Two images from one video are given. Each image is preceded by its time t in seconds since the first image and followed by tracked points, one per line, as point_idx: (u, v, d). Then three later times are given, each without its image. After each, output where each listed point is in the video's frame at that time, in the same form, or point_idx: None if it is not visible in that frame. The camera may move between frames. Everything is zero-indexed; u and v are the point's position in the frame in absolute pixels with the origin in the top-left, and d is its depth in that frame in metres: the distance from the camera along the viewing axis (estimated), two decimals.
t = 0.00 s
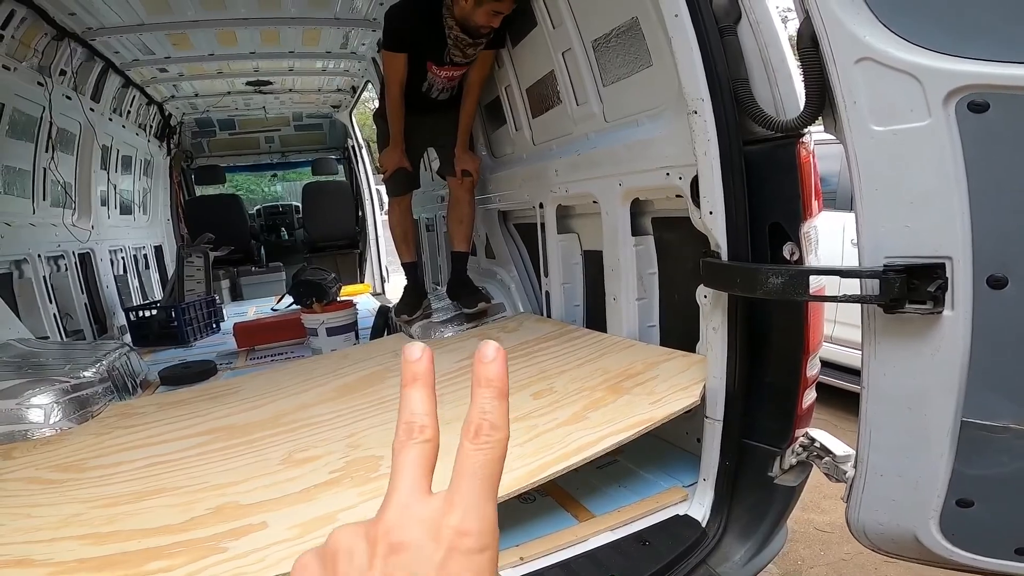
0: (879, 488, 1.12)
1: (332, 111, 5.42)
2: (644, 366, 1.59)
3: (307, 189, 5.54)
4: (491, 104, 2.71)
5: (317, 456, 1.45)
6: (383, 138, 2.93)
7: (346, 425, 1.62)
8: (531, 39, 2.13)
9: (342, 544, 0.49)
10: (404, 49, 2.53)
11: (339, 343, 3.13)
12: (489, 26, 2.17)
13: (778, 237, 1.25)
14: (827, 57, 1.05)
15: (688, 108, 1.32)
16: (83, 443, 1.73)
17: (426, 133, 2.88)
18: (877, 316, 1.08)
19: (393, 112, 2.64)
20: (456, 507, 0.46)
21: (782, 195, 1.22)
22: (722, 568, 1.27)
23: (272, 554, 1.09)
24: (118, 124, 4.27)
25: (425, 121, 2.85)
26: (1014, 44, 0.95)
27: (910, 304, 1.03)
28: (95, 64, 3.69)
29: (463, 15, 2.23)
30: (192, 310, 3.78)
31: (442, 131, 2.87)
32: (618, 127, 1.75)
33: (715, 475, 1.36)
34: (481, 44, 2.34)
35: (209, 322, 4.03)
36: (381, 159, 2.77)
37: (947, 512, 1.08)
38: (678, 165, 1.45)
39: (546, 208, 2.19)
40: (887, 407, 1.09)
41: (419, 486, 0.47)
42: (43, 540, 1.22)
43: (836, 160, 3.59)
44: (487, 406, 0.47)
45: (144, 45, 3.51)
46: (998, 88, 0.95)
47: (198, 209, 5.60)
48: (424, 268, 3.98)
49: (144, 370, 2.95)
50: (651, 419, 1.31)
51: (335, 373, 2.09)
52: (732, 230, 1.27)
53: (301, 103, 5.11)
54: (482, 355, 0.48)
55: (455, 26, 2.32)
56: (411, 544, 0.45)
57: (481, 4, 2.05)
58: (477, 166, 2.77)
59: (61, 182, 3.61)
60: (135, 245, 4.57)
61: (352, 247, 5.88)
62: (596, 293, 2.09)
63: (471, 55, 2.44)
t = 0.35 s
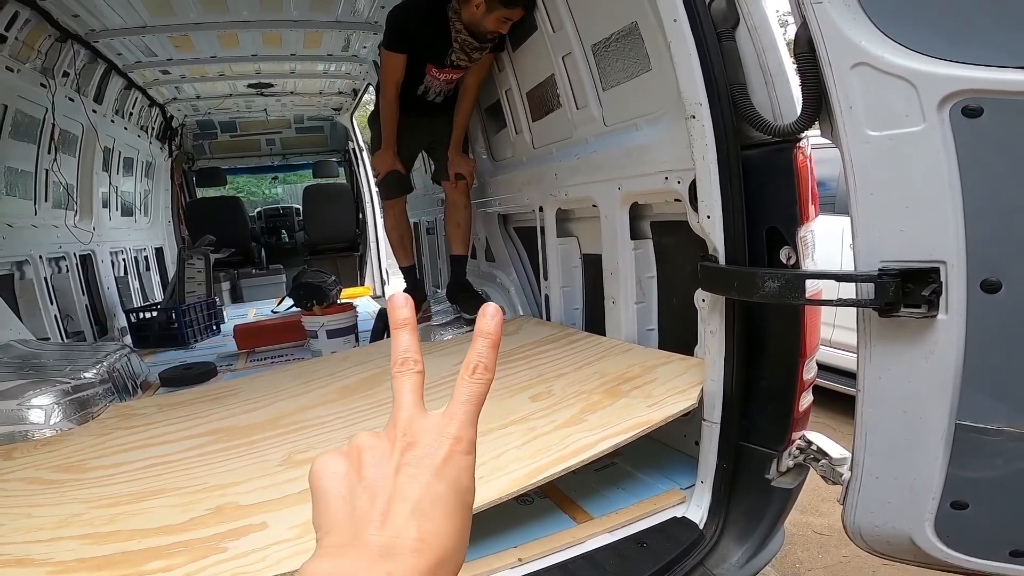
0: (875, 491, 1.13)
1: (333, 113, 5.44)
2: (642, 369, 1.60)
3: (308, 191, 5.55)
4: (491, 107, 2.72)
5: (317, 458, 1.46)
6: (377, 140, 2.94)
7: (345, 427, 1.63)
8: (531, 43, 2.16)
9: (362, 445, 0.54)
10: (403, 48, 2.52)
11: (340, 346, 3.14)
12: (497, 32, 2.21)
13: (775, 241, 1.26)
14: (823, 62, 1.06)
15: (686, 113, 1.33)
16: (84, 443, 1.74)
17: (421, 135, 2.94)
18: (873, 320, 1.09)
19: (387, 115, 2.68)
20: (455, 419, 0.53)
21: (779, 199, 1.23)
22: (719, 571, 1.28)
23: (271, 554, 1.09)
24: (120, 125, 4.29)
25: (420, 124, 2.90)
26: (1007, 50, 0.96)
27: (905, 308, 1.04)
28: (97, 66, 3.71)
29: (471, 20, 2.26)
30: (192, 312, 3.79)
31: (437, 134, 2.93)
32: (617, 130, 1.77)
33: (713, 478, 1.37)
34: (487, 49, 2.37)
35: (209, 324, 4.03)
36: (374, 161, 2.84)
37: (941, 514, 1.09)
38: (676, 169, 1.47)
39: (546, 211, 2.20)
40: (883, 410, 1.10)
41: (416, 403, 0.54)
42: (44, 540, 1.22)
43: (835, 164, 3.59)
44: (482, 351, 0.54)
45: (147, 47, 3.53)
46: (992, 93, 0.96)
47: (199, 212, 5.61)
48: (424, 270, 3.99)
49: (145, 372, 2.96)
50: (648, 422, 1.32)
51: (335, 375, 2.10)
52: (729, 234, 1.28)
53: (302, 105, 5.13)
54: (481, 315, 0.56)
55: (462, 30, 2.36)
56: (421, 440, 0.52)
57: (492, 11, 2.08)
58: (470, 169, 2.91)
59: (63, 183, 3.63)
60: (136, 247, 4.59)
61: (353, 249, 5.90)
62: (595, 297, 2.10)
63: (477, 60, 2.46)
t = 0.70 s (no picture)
0: (874, 495, 1.13)
1: (336, 116, 5.46)
2: (643, 373, 1.60)
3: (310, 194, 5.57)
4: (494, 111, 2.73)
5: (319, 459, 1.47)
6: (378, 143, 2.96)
7: (347, 429, 1.64)
8: (533, 48, 2.17)
9: (366, 437, 0.54)
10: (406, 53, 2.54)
11: (341, 348, 3.15)
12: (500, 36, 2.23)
13: (776, 246, 1.26)
14: (824, 68, 1.07)
15: (688, 118, 1.34)
16: (86, 444, 1.74)
17: (422, 139, 2.95)
18: (873, 325, 1.09)
19: (390, 118, 2.68)
20: (459, 413, 0.53)
21: (780, 205, 1.24)
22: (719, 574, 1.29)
23: (273, 555, 1.10)
24: (124, 127, 4.30)
25: (422, 127, 2.91)
26: (1006, 58, 0.97)
27: (905, 314, 1.04)
28: (102, 68, 3.73)
29: (476, 23, 2.27)
30: (194, 313, 3.80)
31: (438, 137, 2.94)
32: (619, 135, 1.78)
33: (713, 481, 1.38)
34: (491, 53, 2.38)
35: (210, 326, 4.04)
36: (375, 166, 2.85)
37: (940, 518, 1.09)
38: (678, 174, 1.48)
39: (548, 215, 2.21)
40: (882, 414, 1.10)
41: (419, 396, 0.55)
42: (46, 540, 1.23)
43: (836, 168, 3.61)
44: (487, 346, 0.54)
45: (151, 49, 3.55)
46: (991, 100, 0.97)
47: (201, 214, 5.63)
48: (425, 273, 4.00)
49: (147, 373, 2.97)
50: (650, 425, 1.33)
51: (337, 378, 2.10)
52: (731, 239, 1.29)
53: (305, 108, 5.15)
54: (486, 308, 0.56)
55: (467, 33, 2.37)
56: (426, 435, 0.53)
57: (497, 13, 2.10)
58: (472, 173, 2.94)
59: (67, 184, 3.65)
60: (139, 248, 4.60)
61: (354, 252, 5.91)
62: (596, 300, 2.11)
63: (481, 63, 2.46)
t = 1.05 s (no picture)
0: (874, 492, 1.14)
1: (336, 115, 5.46)
2: (644, 371, 1.60)
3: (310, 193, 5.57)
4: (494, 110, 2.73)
5: (319, 458, 1.47)
6: (377, 141, 2.96)
7: (347, 427, 1.64)
8: (533, 47, 2.18)
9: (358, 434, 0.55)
10: (408, 53, 2.53)
11: (342, 347, 3.15)
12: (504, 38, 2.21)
13: (776, 244, 1.26)
14: (824, 66, 1.07)
15: (688, 116, 1.34)
16: (87, 442, 1.75)
17: (422, 138, 2.96)
18: (873, 323, 1.09)
19: (389, 118, 2.68)
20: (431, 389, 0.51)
21: (780, 202, 1.24)
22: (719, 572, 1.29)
23: (272, 553, 1.10)
24: (125, 126, 4.31)
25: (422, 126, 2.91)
26: (1006, 55, 0.97)
27: (904, 311, 1.04)
28: (103, 67, 3.73)
29: (479, 25, 2.27)
30: (195, 312, 3.81)
31: (438, 136, 2.96)
32: (619, 134, 1.78)
33: (713, 479, 1.38)
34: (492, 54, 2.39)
35: (211, 325, 4.05)
36: (375, 165, 2.85)
37: (940, 516, 1.09)
38: (677, 173, 1.48)
39: (548, 213, 2.21)
40: (882, 412, 1.10)
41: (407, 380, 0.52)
42: (46, 538, 1.23)
43: (836, 167, 3.62)
44: (454, 318, 0.51)
45: (152, 48, 3.55)
46: (991, 97, 0.97)
47: (202, 213, 5.64)
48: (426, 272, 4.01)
49: (148, 372, 2.97)
50: (649, 424, 1.33)
51: (337, 376, 2.11)
52: (730, 238, 1.29)
53: (306, 107, 5.15)
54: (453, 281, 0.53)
55: (469, 34, 2.37)
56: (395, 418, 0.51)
57: (501, 17, 2.08)
58: (470, 172, 2.95)
59: (68, 184, 3.65)
60: (140, 247, 4.61)
61: (354, 251, 5.92)
62: (597, 299, 2.11)
63: (483, 64, 2.46)
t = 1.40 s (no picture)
0: (873, 492, 1.14)
1: (336, 116, 5.46)
2: (644, 371, 1.61)
3: (310, 193, 5.58)
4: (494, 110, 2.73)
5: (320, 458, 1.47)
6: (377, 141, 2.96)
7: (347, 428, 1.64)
8: (533, 47, 2.18)
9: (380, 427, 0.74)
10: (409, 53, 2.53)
11: (342, 347, 3.15)
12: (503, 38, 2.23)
13: (776, 244, 1.26)
14: (823, 67, 1.07)
15: (687, 117, 1.34)
16: (88, 443, 1.75)
17: (422, 138, 2.96)
18: (872, 322, 1.09)
19: (389, 119, 2.69)
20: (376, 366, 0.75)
21: (780, 202, 1.24)
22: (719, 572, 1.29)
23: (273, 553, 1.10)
24: (125, 127, 4.31)
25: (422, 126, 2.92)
26: (1003, 55, 0.98)
27: (903, 311, 1.05)
28: (103, 68, 3.73)
29: (479, 25, 2.27)
30: (195, 313, 3.81)
31: (437, 136, 2.97)
32: (618, 134, 1.78)
33: (713, 479, 1.38)
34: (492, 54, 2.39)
35: (212, 325, 4.05)
36: (375, 166, 2.85)
37: (939, 515, 1.09)
38: (677, 173, 1.48)
39: (549, 214, 2.21)
40: (881, 412, 1.11)
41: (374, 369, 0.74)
42: (48, 539, 1.24)
43: (836, 167, 3.62)
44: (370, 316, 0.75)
45: (152, 49, 3.56)
46: (989, 97, 0.98)
47: (202, 214, 5.64)
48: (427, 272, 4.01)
49: (148, 372, 2.98)
50: (649, 424, 1.33)
51: (337, 377, 2.11)
52: (729, 238, 1.29)
53: (306, 107, 5.15)
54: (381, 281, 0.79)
55: (469, 35, 2.37)
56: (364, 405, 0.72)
57: (501, 17, 2.09)
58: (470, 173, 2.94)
59: (68, 184, 3.65)
60: (140, 248, 4.61)
61: (355, 251, 5.92)
62: (596, 299, 2.11)
63: (483, 65, 2.47)
